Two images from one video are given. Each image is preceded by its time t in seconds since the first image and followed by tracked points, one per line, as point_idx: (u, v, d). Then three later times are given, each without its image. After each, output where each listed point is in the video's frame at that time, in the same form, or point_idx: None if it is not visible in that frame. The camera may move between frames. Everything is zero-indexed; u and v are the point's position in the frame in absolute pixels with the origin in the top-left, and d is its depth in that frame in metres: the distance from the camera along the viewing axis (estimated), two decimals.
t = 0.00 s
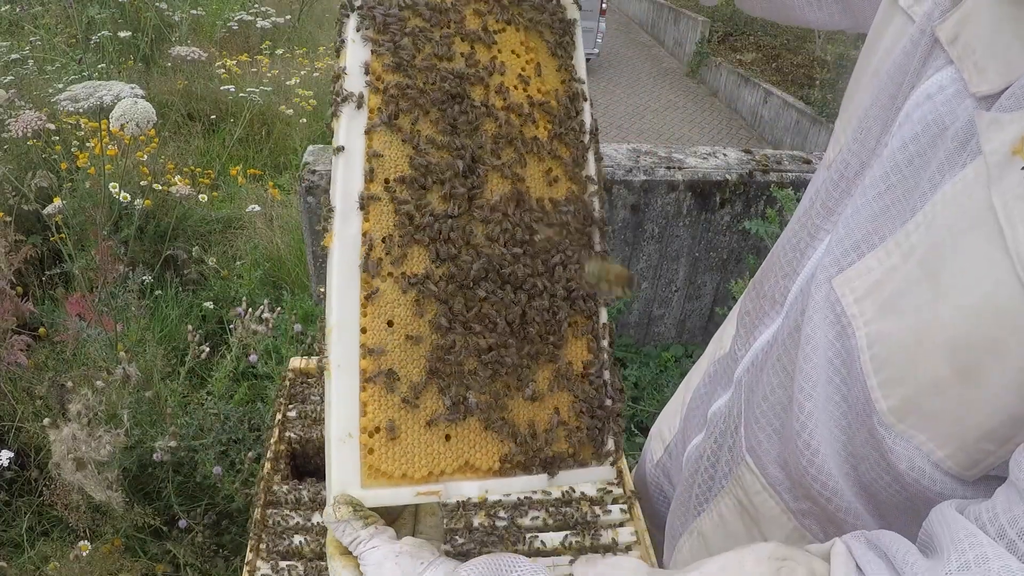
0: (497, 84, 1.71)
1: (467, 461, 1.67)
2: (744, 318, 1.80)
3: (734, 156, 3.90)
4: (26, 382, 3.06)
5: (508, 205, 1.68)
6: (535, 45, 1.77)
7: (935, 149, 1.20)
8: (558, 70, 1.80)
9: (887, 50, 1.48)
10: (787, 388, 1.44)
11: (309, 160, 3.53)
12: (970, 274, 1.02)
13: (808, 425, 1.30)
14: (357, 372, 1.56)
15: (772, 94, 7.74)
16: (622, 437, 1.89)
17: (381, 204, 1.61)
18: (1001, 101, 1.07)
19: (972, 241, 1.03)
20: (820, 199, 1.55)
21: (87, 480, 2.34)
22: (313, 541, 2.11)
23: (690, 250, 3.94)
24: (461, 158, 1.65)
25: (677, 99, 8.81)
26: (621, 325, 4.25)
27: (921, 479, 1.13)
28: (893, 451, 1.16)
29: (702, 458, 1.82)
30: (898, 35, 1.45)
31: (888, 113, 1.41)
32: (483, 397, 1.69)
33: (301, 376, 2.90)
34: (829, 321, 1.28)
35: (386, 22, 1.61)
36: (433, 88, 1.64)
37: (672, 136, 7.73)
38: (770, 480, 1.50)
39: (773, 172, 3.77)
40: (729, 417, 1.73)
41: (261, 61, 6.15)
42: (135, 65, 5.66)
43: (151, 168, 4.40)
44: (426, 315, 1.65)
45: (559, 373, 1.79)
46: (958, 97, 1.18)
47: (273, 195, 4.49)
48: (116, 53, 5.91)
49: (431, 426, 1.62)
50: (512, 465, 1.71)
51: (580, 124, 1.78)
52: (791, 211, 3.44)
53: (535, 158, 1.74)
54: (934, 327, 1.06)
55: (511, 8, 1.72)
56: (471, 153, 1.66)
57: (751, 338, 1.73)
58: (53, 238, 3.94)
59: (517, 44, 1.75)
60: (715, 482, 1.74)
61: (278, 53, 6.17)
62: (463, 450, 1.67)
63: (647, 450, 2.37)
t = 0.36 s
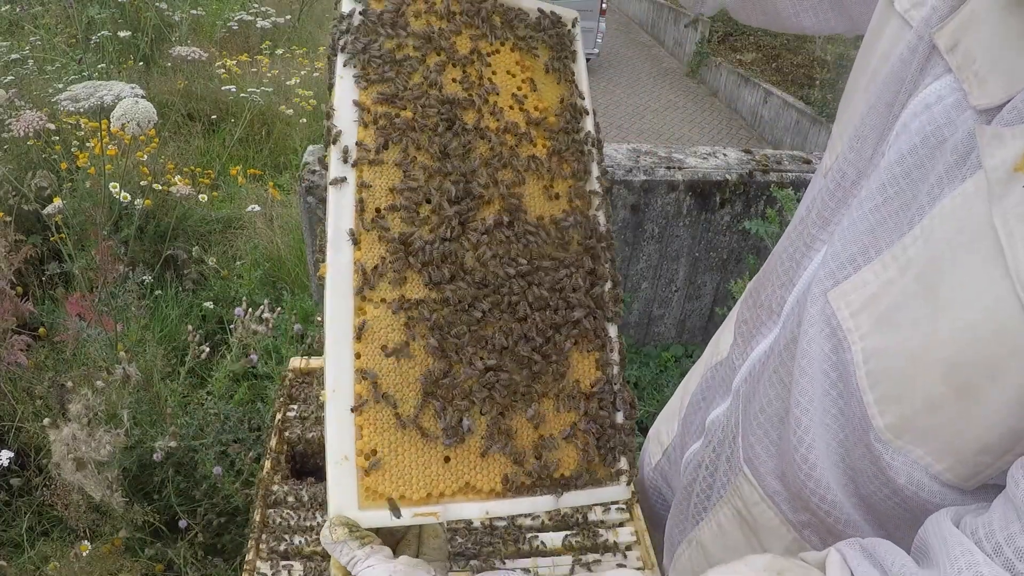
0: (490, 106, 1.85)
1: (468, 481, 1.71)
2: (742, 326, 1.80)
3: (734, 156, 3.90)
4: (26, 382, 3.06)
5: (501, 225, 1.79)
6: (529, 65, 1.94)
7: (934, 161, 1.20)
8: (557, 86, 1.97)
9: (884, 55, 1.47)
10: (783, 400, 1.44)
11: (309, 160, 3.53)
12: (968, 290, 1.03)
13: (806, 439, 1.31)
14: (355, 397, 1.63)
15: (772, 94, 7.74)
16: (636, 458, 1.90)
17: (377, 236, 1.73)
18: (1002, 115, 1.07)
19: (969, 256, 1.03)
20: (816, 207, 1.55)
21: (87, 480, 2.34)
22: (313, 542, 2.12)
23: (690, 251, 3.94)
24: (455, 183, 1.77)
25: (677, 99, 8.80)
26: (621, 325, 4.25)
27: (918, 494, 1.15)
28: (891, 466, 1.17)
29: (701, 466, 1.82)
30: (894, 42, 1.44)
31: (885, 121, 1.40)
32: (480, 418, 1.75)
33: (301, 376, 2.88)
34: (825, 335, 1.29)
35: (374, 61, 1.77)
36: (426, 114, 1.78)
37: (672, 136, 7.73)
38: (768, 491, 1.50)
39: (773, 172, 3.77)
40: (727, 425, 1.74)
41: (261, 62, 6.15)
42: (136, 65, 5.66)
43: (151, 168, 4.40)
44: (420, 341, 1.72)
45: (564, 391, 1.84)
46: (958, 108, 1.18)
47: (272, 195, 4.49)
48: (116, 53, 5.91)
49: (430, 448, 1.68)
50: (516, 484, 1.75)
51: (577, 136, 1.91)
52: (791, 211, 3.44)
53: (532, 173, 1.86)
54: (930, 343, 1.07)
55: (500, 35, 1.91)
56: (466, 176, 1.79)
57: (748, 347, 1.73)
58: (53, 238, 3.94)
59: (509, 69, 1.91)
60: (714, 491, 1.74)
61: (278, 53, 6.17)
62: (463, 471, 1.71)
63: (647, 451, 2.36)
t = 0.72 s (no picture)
0: (490, 116, 1.85)
1: (474, 485, 1.72)
2: (744, 331, 1.79)
3: (734, 156, 3.90)
4: (26, 382, 3.06)
5: (500, 231, 1.80)
6: (527, 72, 1.95)
7: (939, 168, 1.20)
8: (555, 91, 1.97)
9: (888, 59, 1.46)
10: (786, 408, 1.45)
11: (309, 160, 3.53)
12: (972, 300, 1.03)
13: (811, 448, 1.32)
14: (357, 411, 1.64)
15: (772, 94, 7.74)
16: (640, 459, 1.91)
17: (377, 247, 1.72)
18: (1007, 121, 1.06)
19: (973, 265, 1.03)
20: (819, 213, 1.54)
21: (87, 480, 2.34)
22: (313, 543, 2.13)
23: (690, 251, 3.94)
24: (458, 192, 1.76)
25: (677, 99, 8.80)
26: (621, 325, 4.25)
27: (923, 504, 1.16)
28: (894, 476, 1.18)
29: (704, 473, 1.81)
30: (899, 46, 1.43)
31: (889, 127, 1.40)
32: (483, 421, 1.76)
33: (301, 376, 2.91)
34: (829, 343, 1.29)
35: (372, 74, 1.78)
36: (425, 123, 1.78)
37: (672, 136, 7.72)
38: (772, 500, 1.51)
39: (773, 172, 3.77)
40: (730, 433, 1.73)
41: (261, 61, 6.14)
42: (135, 65, 5.66)
43: (150, 168, 4.40)
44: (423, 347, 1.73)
45: (565, 395, 1.83)
46: (963, 113, 1.18)
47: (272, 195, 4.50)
48: (116, 53, 5.91)
49: (434, 453, 1.69)
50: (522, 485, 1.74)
51: (577, 139, 1.93)
52: (791, 211, 3.43)
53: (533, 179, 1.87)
54: (934, 354, 1.07)
55: (497, 42, 1.91)
56: (467, 185, 1.79)
57: (751, 355, 1.73)
58: (52, 238, 3.94)
59: (508, 76, 1.92)
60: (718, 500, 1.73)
61: (278, 53, 6.18)
62: (470, 474, 1.72)
63: (645, 451, 2.36)
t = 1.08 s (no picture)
0: (493, 121, 1.85)
1: (476, 497, 1.73)
2: (749, 333, 1.79)
3: (734, 156, 3.90)
4: (26, 382, 3.06)
5: (504, 237, 1.80)
6: (533, 74, 1.94)
7: (945, 171, 1.20)
8: (562, 91, 1.96)
9: (900, 63, 1.44)
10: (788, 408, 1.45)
11: (309, 160, 3.53)
12: (974, 302, 1.03)
13: (811, 449, 1.33)
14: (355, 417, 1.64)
15: (772, 94, 7.74)
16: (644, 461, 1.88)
17: (379, 260, 1.73)
18: (1013, 123, 1.06)
19: (976, 268, 1.04)
20: (828, 215, 1.54)
21: (87, 480, 2.35)
22: (314, 544, 2.14)
23: (690, 250, 3.94)
24: (458, 203, 1.76)
25: (677, 99, 8.80)
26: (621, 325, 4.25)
27: (920, 505, 1.17)
28: (894, 477, 1.19)
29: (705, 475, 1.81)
30: (909, 50, 1.42)
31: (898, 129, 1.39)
32: (486, 434, 1.77)
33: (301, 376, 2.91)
34: (833, 344, 1.30)
35: (374, 81, 1.77)
36: (427, 131, 1.79)
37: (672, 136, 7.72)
38: (771, 501, 1.51)
39: (773, 172, 3.77)
40: (732, 434, 1.73)
41: (261, 61, 6.14)
42: (136, 65, 5.66)
43: (151, 168, 4.40)
44: (426, 360, 1.73)
45: (568, 408, 1.82)
46: (970, 115, 1.18)
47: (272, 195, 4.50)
48: (116, 53, 5.91)
49: (437, 465, 1.70)
50: (524, 495, 1.76)
51: (583, 144, 1.91)
52: (791, 211, 3.43)
53: (538, 186, 1.87)
54: (934, 356, 1.08)
55: (502, 43, 1.90)
56: (471, 195, 1.79)
57: (756, 356, 1.72)
58: (52, 238, 3.94)
59: (512, 79, 1.91)
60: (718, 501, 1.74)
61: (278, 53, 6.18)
62: (472, 487, 1.73)
63: (648, 450, 2.37)
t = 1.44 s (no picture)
0: (501, 117, 1.84)
1: (481, 493, 1.75)
2: (755, 332, 1.79)
3: (734, 156, 3.90)
4: (26, 382, 3.06)
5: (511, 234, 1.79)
6: (542, 71, 1.93)
7: (953, 175, 1.21)
8: (571, 87, 1.94)
9: (912, 68, 1.44)
10: (790, 406, 1.45)
11: (309, 160, 3.53)
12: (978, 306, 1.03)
13: (812, 448, 1.33)
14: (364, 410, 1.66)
15: (772, 94, 7.75)
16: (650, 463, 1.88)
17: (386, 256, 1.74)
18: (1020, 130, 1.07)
19: (983, 274, 1.04)
20: (836, 216, 1.55)
21: (87, 480, 2.35)
22: (315, 544, 2.14)
23: (690, 250, 3.94)
24: (462, 200, 1.77)
25: (677, 99, 8.79)
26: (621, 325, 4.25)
27: (920, 509, 1.16)
28: (893, 479, 1.18)
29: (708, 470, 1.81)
30: (923, 53, 1.42)
31: (909, 133, 1.39)
32: (493, 430, 1.78)
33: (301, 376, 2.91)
34: (836, 344, 1.30)
35: (382, 78, 1.77)
36: (435, 129, 1.79)
37: (673, 136, 7.72)
38: (769, 497, 1.51)
39: (773, 172, 3.77)
40: (735, 430, 1.73)
41: (261, 62, 6.14)
42: (136, 66, 5.66)
43: (151, 168, 4.40)
44: (432, 357, 1.74)
45: (571, 408, 1.81)
46: (981, 121, 1.18)
47: (272, 195, 4.50)
48: (116, 53, 5.91)
49: (442, 462, 1.71)
50: (527, 493, 1.77)
51: (592, 140, 1.88)
52: (791, 211, 3.43)
53: (547, 184, 1.85)
54: (937, 359, 1.08)
55: (509, 39, 1.90)
56: (479, 192, 1.79)
57: (761, 353, 1.73)
58: (53, 238, 3.94)
59: (522, 76, 1.90)
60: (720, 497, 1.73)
61: (278, 54, 6.19)
62: (477, 483, 1.74)
63: (654, 445, 2.38)
